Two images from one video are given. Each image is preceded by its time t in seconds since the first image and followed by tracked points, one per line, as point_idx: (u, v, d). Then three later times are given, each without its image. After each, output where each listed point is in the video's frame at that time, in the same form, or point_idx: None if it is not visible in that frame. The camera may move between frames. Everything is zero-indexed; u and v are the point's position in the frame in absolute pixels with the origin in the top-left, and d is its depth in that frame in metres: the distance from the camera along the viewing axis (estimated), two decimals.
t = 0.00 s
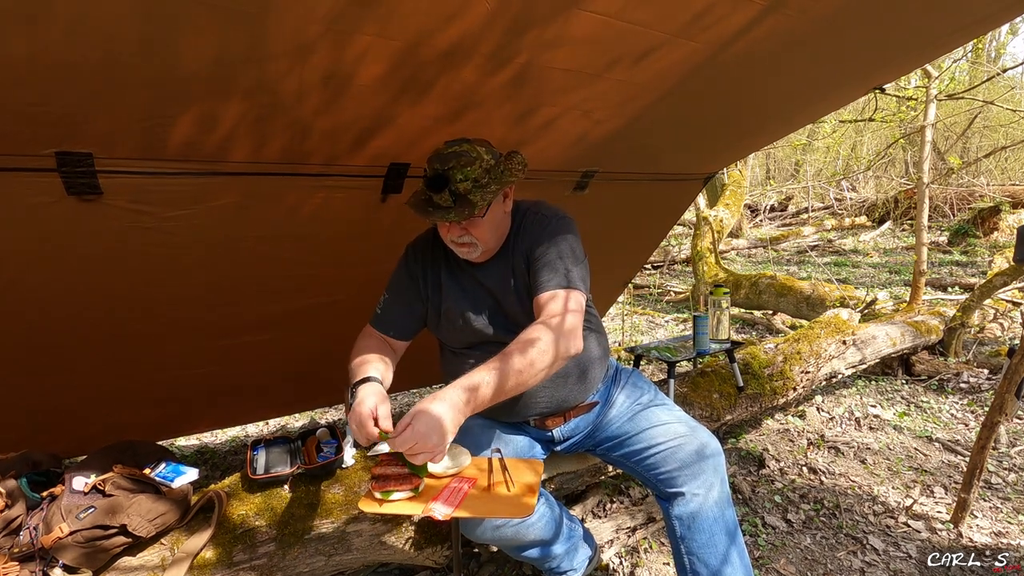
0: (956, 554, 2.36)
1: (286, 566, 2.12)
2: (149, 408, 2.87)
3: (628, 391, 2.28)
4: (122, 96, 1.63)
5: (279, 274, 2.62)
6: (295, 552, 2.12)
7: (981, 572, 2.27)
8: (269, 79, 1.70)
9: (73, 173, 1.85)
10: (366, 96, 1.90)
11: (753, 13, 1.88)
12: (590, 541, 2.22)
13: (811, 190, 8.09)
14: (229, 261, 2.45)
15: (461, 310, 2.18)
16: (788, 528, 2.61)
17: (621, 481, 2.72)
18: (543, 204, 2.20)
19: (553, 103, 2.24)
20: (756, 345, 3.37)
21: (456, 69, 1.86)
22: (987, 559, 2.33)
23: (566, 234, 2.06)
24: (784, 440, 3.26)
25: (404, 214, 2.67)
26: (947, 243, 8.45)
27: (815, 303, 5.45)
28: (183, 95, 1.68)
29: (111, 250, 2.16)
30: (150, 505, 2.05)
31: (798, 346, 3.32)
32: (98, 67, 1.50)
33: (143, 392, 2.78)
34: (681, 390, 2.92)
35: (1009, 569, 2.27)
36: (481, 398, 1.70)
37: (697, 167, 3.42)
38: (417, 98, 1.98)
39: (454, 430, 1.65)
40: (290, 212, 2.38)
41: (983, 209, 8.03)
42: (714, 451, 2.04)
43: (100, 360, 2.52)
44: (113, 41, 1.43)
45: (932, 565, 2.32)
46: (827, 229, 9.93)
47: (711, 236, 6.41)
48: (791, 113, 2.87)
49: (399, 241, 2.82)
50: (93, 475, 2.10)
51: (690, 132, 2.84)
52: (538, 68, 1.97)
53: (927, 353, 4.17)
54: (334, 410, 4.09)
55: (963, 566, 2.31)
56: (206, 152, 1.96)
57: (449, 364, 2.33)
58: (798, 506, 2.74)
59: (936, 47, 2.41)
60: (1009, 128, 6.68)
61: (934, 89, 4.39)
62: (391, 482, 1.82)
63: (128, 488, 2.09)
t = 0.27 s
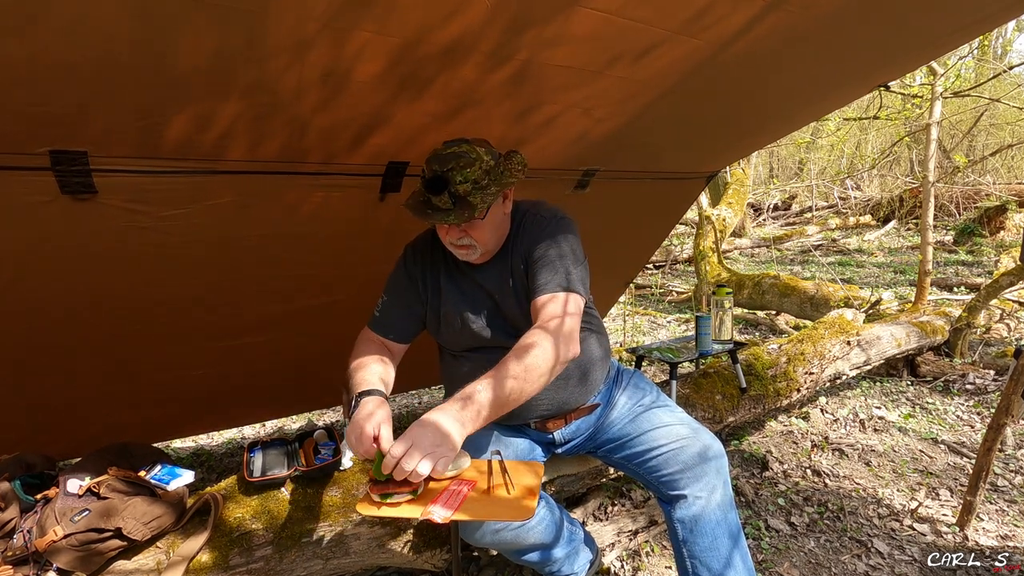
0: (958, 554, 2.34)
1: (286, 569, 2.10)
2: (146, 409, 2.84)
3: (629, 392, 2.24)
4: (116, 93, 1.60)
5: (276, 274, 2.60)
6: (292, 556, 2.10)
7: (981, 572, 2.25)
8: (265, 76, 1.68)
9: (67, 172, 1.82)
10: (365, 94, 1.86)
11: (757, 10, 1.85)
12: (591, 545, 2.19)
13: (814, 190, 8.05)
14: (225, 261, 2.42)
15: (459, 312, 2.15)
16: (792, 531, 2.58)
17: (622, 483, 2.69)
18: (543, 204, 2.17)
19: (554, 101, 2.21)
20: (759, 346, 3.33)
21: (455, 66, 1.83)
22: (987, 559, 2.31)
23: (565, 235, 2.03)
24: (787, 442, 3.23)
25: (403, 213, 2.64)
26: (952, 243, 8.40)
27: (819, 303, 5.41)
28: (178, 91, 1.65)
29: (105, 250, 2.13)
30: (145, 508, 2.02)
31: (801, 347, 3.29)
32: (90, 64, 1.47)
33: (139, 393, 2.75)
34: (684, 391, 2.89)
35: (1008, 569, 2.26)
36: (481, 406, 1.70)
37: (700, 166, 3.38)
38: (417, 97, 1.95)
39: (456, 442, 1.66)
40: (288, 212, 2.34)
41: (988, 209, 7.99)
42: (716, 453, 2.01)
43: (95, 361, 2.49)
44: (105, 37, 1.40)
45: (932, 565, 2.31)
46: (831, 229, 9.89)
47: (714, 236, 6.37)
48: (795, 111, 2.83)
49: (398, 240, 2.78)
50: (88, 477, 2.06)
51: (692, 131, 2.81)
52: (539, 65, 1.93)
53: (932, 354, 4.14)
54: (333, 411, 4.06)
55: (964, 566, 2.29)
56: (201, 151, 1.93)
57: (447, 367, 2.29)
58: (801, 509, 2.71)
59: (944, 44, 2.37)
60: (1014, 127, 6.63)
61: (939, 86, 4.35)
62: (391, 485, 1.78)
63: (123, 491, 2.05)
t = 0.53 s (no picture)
0: (957, 554, 2.34)
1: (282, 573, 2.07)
2: (143, 410, 2.82)
3: (631, 394, 2.21)
4: (109, 91, 1.57)
5: (274, 275, 2.57)
6: (289, 559, 2.07)
7: (980, 571, 2.26)
8: (261, 73, 1.65)
9: (61, 171, 1.80)
10: (363, 92, 1.83)
11: (762, 6, 1.82)
12: (592, 548, 2.16)
13: (817, 189, 8.00)
14: (222, 261, 2.39)
15: (459, 313, 2.11)
16: (795, 534, 2.55)
17: (624, 486, 2.68)
18: (544, 204, 2.15)
19: (555, 98, 2.18)
20: (762, 347, 3.30)
21: (454, 62, 1.80)
22: (986, 559, 2.31)
23: (568, 235, 2.01)
24: (791, 444, 3.19)
25: (401, 212, 2.61)
26: (958, 242, 8.36)
27: (823, 304, 5.38)
28: (172, 89, 1.62)
29: (100, 250, 2.10)
30: (140, 510, 1.99)
31: (805, 348, 3.25)
32: (81, 61, 1.44)
33: (136, 394, 2.72)
34: (686, 392, 2.86)
35: (1008, 569, 2.25)
36: (497, 406, 1.63)
37: (703, 165, 3.35)
38: (416, 94, 1.92)
39: (479, 439, 1.54)
40: (285, 211, 2.32)
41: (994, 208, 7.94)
42: (719, 455, 1.98)
43: (91, 362, 2.47)
44: (96, 33, 1.37)
45: (930, 565, 2.31)
46: (834, 228, 9.85)
47: (716, 235, 6.34)
48: (800, 109, 2.80)
49: (397, 240, 2.75)
50: (83, 480, 2.06)
51: (695, 129, 2.78)
52: (540, 62, 1.90)
53: (937, 355, 4.10)
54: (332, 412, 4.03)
55: (963, 565, 2.29)
56: (197, 149, 1.91)
57: (446, 368, 2.26)
58: (805, 512, 2.68)
59: (951, 41, 2.34)
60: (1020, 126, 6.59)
61: (945, 84, 4.31)
62: (389, 486, 1.78)
63: (118, 494, 2.04)
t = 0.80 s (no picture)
0: (957, 554, 2.33)
1: None
2: (139, 412, 2.79)
3: (632, 395, 2.18)
4: (102, 89, 1.54)
5: (272, 276, 2.54)
6: (286, 563, 2.05)
7: (981, 571, 2.24)
8: (257, 71, 1.62)
9: (55, 170, 1.77)
10: (362, 90, 1.80)
11: (767, 2, 1.79)
12: (592, 551, 2.12)
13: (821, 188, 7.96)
14: (220, 262, 2.36)
15: (460, 314, 2.09)
16: (799, 538, 2.52)
17: (626, 488, 2.60)
18: (546, 203, 2.12)
19: (556, 96, 2.14)
20: (765, 347, 3.27)
21: (453, 60, 1.77)
22: (986, 559, 2.30)
23: (570, 235, 1.98)
24: (794, 446, 3.16)
25: (401, 212, 2.58)
26: (964, 242, 8.31)
27: (827, 304, 5.35)
28: (167, 88, 1.60)
29: (95, 251, 2.07)
30: (136, 513, 1.96)
31: (809, 349, 3.22)
32: (73, 58, 1.41)
33: (132, 395, 2.70)
34: (688, 394, 2.84)
35: (1009, 569, 2.24)
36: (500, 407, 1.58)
37: (706, 163, 3.32)
38: (415, 92, 1.89)
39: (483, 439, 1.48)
40: (282, 210, 2.29)
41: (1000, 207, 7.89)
42: (721, 457, 1.95)
43: (87, 363, 2.44)
44: (88, 30, 1.35)
45: (932, 566, 2.29)
46: (838, 227, 9.80)
47: (719, 234, 6.30)
48: (804, 107, 2.77)
49: (396, 240, 2.72)
50: (77, 482, 2.02)
51: (698, 127, 2.74)
52: (540, 59, 1.87)
53: (943, 356, 4.07)
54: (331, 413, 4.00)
55: (963, 565, 2.28)
56: (193, 148, 1.88)
57: (447, 369, 2.24)
58: (809, 515, 2.65)
59: (958, 37, 2.31)
60: None
61: (950, 81, 4.28)
62: (387, 490, 1.75)
63: (113, 496, 2.00)
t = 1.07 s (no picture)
0: (956, 554, 2.33)
1: None
2: (136, 413, 2.76)
3: (634, 396, 2.15)
4: (95, 88, 1.51)
5: (269, 276, 2.51)
6: (284, 566, 1.99)
7: (979, 572, 2.24)
8: (253, 70, 1.58)
9: (50, 168, 1.74)
10: (360, 89, 1.77)
11: None
12: (594, 555, 2.10)
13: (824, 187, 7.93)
14: (216, 263, 2.33)
15: (458, 315, 2.06)
16: (802, 541, 2.49)
17: (626, 491, 2.57)
18: (546, 203, 2.08)
19: (558, 95, 2.11)
20: (768, 348, 3.24)
21: (454, 58, 1.73)
22: (986, 559, 2.29)
23: (569, 235, 1.94)
24: (798, 448, 3.13)
25: (400, 212, 2.54)
26: (969, 241, 8.27)
27: (831, 304, 5.31)
28: (161, 86, 1.56)
29: (90, 251, 2.05)
30: (131, 516, 1.93)
31: (813, 350, 3.19)
32: (65, 56, 1.38)
33: (129, 397, 2.67)
34: (691, 395, 2.81)
35: (1009, 569, 2.23)
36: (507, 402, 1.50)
37: (708, 162, 3.28)
38: (414, 91, 1.85)
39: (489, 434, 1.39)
40: (280, 210, 2.26)
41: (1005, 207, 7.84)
42: (724, 458, 1.92)
43: (81, 364, 2.41)
44: (80, 28, 1.31)
45: (932, 566, 2.29)
46: (842, 227, 9.76)
47: (722, 234, 6.27)
48: (809, 105, 2.73)
49: (395, 240, 2.69)
50: (72, 484, 1.99)
51: (701, 126, 2.71)
52: (542, 57, 1.83)
53: (948, 357, 4.03)
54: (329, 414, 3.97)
55: (961, 565, 2.28)
56: (189, 147, 1.85)
57: (446, 371, 2.21)
58: (813, 518, 2.62)
59: (966, 33, 2.27)
60: None
61: (955, 79, 4.24)
62: (385, 492, 1.73)
63: (108, 499, 1.98)
